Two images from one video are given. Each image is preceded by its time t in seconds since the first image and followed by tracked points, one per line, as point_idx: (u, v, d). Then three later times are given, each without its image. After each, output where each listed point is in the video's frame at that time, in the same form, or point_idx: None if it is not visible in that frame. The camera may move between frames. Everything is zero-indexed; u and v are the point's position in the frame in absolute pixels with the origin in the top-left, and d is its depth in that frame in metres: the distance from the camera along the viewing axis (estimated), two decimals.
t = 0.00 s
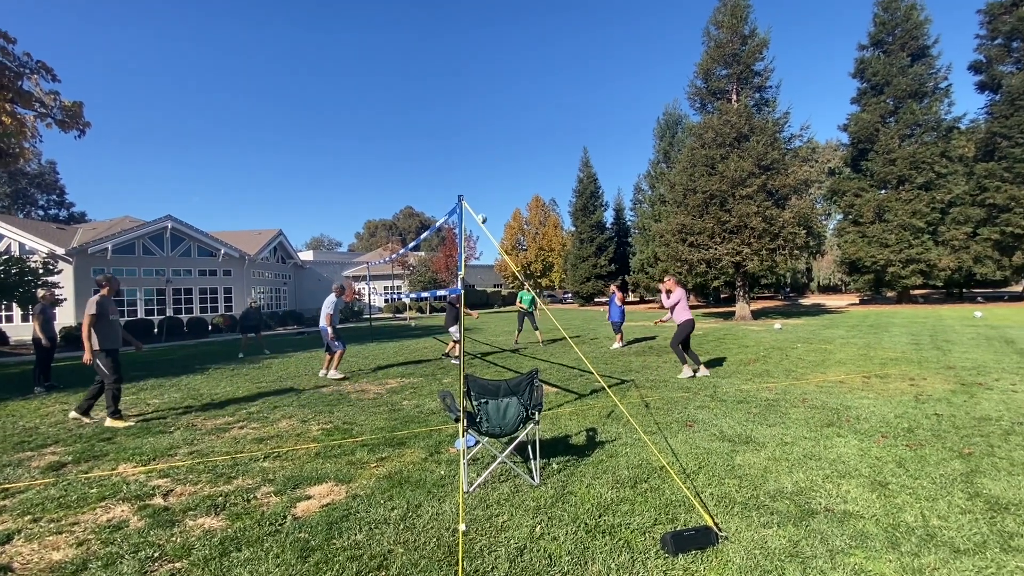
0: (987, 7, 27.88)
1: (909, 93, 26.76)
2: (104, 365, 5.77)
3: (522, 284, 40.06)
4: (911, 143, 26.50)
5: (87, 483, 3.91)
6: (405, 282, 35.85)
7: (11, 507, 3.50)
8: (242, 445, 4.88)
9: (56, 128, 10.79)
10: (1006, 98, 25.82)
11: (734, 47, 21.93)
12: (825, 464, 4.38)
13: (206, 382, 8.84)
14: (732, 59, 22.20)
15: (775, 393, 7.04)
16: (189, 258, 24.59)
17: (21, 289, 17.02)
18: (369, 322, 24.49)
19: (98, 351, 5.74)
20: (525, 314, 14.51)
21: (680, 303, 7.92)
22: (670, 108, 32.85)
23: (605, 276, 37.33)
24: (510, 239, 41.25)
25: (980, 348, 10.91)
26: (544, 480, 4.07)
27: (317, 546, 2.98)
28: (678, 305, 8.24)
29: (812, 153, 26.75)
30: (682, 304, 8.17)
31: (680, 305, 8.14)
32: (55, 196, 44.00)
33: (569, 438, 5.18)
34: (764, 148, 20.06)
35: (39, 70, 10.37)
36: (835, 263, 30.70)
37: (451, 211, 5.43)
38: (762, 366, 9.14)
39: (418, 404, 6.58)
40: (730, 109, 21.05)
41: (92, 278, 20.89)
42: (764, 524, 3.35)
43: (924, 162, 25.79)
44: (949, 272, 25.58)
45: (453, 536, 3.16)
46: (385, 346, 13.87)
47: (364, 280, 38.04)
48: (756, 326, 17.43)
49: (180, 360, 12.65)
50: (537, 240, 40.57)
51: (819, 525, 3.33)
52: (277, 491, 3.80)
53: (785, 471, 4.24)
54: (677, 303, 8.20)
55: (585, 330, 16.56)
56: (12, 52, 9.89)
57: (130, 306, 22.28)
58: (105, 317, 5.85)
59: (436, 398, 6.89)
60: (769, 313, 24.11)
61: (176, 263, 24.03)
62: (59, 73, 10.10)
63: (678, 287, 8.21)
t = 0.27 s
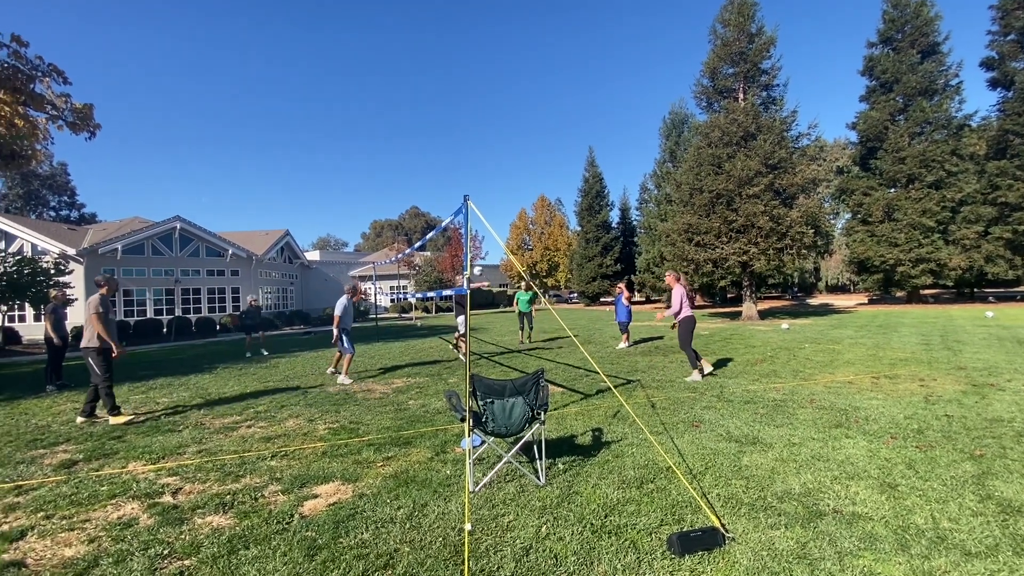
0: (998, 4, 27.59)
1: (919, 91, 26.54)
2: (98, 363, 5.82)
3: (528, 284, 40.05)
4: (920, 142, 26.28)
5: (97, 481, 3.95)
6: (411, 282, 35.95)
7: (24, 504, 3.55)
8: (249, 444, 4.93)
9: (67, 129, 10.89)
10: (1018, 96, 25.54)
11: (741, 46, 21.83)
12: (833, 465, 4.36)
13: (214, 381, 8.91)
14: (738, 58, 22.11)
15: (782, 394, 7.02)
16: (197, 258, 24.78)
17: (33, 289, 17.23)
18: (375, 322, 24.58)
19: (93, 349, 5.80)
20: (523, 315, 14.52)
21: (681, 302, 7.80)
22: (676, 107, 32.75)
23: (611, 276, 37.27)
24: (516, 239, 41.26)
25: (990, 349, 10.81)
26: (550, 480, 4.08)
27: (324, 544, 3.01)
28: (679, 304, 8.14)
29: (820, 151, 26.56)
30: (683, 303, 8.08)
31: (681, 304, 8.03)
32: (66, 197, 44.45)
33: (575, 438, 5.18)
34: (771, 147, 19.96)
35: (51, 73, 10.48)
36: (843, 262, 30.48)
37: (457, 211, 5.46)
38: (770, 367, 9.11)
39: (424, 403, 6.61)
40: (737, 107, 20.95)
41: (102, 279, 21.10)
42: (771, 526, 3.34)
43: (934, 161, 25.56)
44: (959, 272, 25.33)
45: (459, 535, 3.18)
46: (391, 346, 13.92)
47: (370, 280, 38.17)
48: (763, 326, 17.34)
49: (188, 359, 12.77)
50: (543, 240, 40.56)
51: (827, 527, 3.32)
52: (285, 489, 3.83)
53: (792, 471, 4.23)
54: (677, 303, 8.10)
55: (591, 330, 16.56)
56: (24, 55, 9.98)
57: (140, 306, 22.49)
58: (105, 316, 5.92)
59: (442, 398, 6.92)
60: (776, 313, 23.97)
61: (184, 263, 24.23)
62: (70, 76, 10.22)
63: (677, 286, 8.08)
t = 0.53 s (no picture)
0: None
1: (933, 86, 26.19)
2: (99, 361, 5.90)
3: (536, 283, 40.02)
4: (935, 138, 25.93)
5: (112, 478, 4.02)
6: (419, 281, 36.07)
7: (40, 500, 3.61)
8: (260, 442, 4.98)
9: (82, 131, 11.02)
10: None
11: (751, 42, 21.65)
12: (844, 466, 4.33)
13: (225, 380, 9.01)
14: (748, 55, 21.94)
15: (793, 394, 6.96)
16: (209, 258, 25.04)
17: (48, 289, 17.50)
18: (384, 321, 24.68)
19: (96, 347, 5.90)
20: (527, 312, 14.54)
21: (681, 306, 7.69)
22: (686, 105, 32.57)
23: (620, 275, 37.15)
24: (524, 238, 41.25)
25: (1007, 348, 10.66)
26: (558, 480, 4.08)
27: (335, 542, 3.03)
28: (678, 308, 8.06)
29: (831, 149, 26.28)
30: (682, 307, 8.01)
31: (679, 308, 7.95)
32: (80, 198, 45.08)
33: (583, 438, 5.18)
34: (781, 145, 19.79)
35: (66, 76, 10.65)
36: (856, 261, 30.14)
37: (464, 211, 5.48)
38: (781, 366, 9.03)
39: (432, 402, 6.63)
40: (746, 105, 20.79)
41: (116, 278, 21.40)
42: (781, 526, 3.33)
43: (949, 157, 25.22)
44: (975, 271, 24.95)
45: (467, 534, 3.19)
46: (399, 345, 13.97)
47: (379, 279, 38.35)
48: (774, 325, 17.19)
49: (199, 358, 12.91)
50: (551, 239, 40.51)
51: (838, 528, 3.30)
52: (295, 487, 3.86)
53: (803, 472, 4.20)
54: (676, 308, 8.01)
55: (600, 329, 16.52)
56: (39, 59, 10.16)
57: (152, 305, 22.77)
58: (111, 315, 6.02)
59: (450, 397, 6.94)
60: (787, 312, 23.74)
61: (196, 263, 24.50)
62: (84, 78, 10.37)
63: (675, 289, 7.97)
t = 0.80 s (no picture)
0: None
1: (954, 79, 25.69)
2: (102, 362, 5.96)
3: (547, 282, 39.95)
4: (955, 132, 25.43)
5: (131, 473, 4.10)
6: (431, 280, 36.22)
7: (62, 495, 3.70)
8: (275, 439, 5.04)
9: (100, 134, 11.18)
10: None
11: (765, 37, 21.39)
12: (861, 466, 4.27)
13: (240, 378, 9.13)
14: (762, 50, 21.68)
15: (808, 393, 6.88)
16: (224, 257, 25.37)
17: (70, 289, 17.87)
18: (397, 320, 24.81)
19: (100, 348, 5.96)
20: (535, 310, 14.56)
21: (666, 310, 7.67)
22: (699, 101, 32.29)
23: (632, 273, 36.96)
24: (535, 236, 41.24)
25: None
26: (570, 479, 4.08)
27: (349, 538, 3.07)
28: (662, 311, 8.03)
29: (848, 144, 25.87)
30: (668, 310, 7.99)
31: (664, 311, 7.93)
32: (100, 199, 45.89)
33: (595, 437, 5.17)
34: (796, 141, 19.54)
35: (85, 80, 10.84)
36: (873, 258, 29.65)
37: (476, 210, 5.50)
38: (796, 365, 8.93)
39: (444, 401, 6.66)
40: (761, 100, 20.55)
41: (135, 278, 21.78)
42: (796, 527, 3.29)
43: (970, 152, 24.71)
44: (997, 268, 24.43)
45: (479, 532, 3.20)
46: (411, 344, 14.04)
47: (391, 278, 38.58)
48: (789, 324, 16.98)
49: (215, 357, 13.09)
50: (562, 238, 40.44)
51: (854, 529, 3.26)
52: (309, 484, 3.91)
53: (819, 472, 4.15)
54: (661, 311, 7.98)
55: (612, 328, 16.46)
56: (59, 63, 10.36)
57: (170, 304, 23.13)
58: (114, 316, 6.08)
59: (461, 395, 6.97)
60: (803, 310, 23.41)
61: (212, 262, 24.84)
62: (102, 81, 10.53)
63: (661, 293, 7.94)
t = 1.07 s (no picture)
0: None
1: (981, 69, 25.00)
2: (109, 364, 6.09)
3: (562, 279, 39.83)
4: (983, 124, 24.74)
5: (156, 468, 4.19)
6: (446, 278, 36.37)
7: (90, 489, 3.79)
8: (294, 435, 5.11)
9: (123, 136, 11.41)
10: None
11: (784, 29, 21.03)
12: (884, 466, 4.19)
13: (260, 375, 9.28)
14: (781, 43, 21.32)
15: (830, 392, 6.76)
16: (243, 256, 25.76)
17: (95, 288, 18.31)
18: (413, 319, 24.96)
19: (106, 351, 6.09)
20: (547, 308, 14.49)
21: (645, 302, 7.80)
22: (716, 96, 31.90)
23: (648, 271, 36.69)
24: (550, 234, 41.16)
25: None
26: (586, 476, 4.07)
27: (368, 533, 3.10)
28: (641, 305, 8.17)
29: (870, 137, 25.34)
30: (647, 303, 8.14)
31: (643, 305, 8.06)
32: (123, 200, 46.91)
33: (612, 435, 5.14)
34: (817, 135, 19.18)
35: (108, 84, 11.08)
36: (897, 254, 29.01)
37: (492, 208, 5.51)
38: (817, 363, 8.78)
39: (461, 398, 6.69)
40: (780, 94, 20.23)
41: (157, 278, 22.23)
42: (818, 528, 3.24)
43: (998, 144, 24.01)
44: None
45: (497, 528, 3.21)
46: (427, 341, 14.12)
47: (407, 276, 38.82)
48: (810, 321, 16.70)
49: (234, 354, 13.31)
50: (577, 235, 40.31)
51: (878, 530, 3.20)
52: (328, 480, 3.95)
53: (841, 472, 4.08)
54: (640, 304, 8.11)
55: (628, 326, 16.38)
56: (83, 67, 10.59)
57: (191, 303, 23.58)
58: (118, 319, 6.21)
59: (478, 393, 6.99)
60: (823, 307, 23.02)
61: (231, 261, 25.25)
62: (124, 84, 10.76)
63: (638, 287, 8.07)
